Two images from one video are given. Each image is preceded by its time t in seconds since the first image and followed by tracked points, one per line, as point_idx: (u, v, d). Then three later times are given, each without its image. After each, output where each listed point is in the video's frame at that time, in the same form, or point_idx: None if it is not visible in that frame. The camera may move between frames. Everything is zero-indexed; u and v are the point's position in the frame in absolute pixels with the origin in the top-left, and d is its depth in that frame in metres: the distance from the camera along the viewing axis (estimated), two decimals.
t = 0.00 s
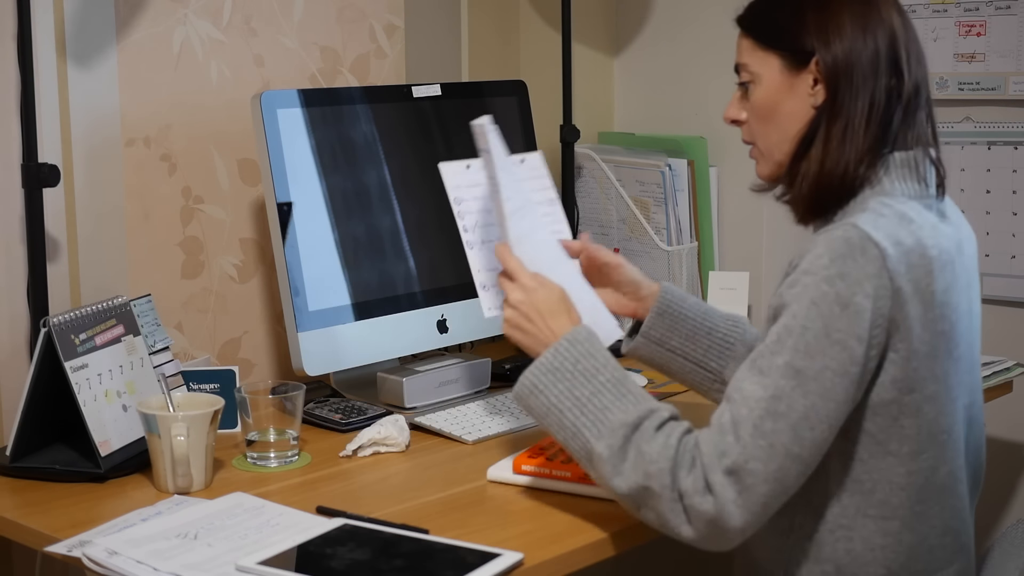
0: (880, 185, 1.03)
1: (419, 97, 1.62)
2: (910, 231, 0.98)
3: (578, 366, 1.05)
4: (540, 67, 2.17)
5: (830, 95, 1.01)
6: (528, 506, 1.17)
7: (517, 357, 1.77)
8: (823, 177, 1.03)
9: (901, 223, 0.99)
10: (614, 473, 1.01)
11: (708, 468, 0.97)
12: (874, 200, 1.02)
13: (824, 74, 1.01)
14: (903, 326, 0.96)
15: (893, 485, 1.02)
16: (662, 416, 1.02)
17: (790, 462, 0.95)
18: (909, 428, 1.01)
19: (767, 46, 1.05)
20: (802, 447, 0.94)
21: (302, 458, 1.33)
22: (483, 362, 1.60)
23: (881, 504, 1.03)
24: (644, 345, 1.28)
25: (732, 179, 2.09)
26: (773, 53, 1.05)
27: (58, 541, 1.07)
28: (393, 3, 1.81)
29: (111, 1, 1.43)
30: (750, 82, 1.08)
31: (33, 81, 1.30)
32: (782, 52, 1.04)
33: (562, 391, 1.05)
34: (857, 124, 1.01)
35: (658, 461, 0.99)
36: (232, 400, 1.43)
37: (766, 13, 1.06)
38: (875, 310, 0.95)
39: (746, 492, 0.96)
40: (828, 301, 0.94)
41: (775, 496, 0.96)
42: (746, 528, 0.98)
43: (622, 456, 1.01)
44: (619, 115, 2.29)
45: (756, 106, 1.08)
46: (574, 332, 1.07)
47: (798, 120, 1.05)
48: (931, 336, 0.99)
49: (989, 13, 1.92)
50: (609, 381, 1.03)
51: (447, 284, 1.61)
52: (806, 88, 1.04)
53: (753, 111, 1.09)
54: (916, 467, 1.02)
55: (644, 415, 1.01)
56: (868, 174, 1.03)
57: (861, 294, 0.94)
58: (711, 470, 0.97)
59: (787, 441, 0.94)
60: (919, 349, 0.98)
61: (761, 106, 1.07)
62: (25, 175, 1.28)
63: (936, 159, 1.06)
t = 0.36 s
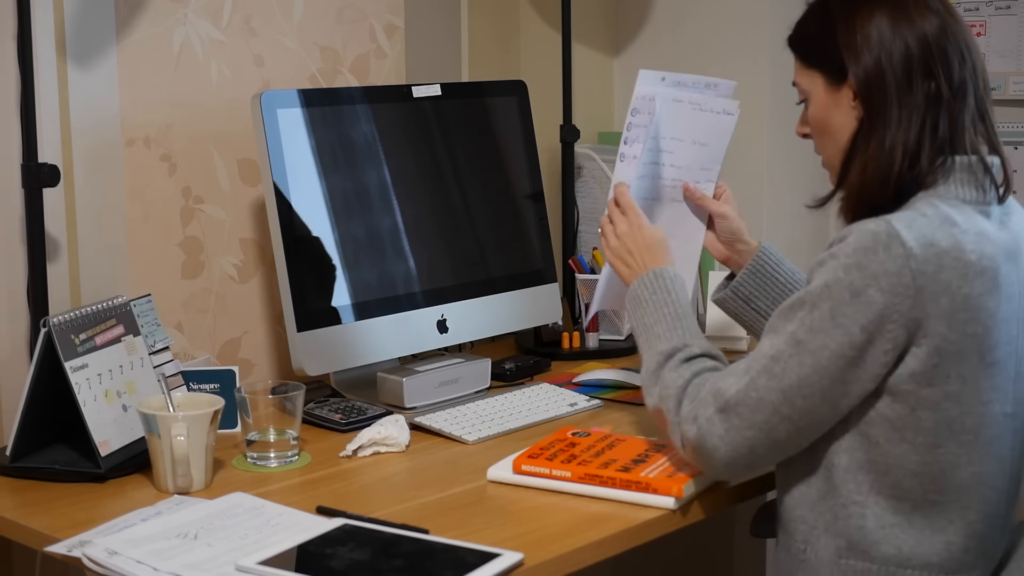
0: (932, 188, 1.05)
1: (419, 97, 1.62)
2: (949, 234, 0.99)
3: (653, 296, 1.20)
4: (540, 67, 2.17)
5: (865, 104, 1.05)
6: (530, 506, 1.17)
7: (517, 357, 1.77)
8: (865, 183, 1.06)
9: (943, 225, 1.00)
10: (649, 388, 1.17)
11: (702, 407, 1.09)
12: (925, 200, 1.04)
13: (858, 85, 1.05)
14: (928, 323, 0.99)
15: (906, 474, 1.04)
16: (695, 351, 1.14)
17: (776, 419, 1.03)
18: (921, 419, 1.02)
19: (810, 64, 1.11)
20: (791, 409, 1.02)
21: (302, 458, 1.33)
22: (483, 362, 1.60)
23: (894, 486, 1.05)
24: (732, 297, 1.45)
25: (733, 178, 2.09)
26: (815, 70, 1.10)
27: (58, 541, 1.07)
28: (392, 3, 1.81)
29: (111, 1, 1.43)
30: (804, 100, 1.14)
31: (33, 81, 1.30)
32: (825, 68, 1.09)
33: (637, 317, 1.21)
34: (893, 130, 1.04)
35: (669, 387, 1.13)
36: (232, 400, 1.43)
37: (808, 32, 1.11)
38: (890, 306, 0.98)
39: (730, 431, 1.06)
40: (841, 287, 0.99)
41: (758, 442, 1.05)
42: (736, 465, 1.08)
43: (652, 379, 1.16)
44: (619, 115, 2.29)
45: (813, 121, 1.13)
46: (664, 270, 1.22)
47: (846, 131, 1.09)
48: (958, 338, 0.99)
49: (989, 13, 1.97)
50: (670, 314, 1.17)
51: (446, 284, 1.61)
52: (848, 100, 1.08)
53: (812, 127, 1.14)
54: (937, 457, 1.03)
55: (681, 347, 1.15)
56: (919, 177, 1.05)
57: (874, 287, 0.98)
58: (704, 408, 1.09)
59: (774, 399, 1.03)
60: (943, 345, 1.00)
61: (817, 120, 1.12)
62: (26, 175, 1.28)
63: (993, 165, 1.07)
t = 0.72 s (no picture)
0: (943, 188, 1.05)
1: (419, 98, 1.62)
2: (960, 226, 1.00)
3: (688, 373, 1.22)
4: (540, 67, 2.17)
5: (880, 109, 1.05)
6: (531, 505, 1.17)
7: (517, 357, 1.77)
8: (875, 184, 1.06)
9: (953, 219, 1.01)
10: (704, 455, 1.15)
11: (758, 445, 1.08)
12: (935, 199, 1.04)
13: (873, 90, 1.05)
14: (951, 310, 0.98)
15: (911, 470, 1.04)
16: (738, 412, 1.15)
17: (835, 439, 1.02)
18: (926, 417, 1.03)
19: (829, 67, 1.11)
20: (846, 426, 1.01)
21: (302, 458, 1.33)
22: (483, 362, 1.60)
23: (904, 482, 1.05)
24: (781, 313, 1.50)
25: (734, 178, 2.09)
26: (835, 73, 1.10)
27: (58, 541, 1.07)
28: (393, 3, 1.81)
29: (111, 2, 1.43)
30: (822, 101, 1.14)
31: (33, 80, 1.30)
32: (842, 70, 1.09)
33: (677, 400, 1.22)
34: (905, 134, 1.04)
35: (725, 443, 1.12)
36: (232, 400, 1.43)
37: (828, 35, 1.11)
38: (913, 299, 0.98)
39: (794, 464, 1.04)
40: (865, 289, 0.99)
41: (826, 470, 1.03)
42: (807, 502, 1.05)
43: (704, 440, 1.16)
44: (619, 114, 2.29)
45: (830, 123, 1.13)
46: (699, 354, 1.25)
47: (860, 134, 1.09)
48: (975, 330, 1.00)
49: (989, 14, 1.97)
50: (708, 387, 1.19)
51: (446, 284, 1.61)
52: (864, 102, 1.08)
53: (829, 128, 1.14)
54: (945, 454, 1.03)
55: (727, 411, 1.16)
56: (929, 179, 1.05)
57: (895, 283, 0.98)
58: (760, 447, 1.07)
59: (829, 420, 1.01)
60: (960, 338, 0.99)
61: (833, 121, 1.12)
62: (25, 174, 1.28)
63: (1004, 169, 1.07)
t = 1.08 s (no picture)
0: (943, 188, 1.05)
1: (419, 97, 1.62)
2: (964, 222, 1.00)
3: (673, 316, 1.17)
4: (540, 67, 2.17)
5: (887, 101, 1.05)
6: (532, 507, 1.17)
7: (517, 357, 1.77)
8: (878, 177, 1.06)
9: (956, 214, 1.01)
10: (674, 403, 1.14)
11: (735, 417, 1.06)
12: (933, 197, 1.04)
13: (881, 81, 1.05)
14: (943, 306, 0.99)
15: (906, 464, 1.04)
16: (719, 369, 1.12)
17: (813, 424, 1.00)
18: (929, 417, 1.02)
19: (835, 53, 1.10)
20: (827, 411, 1.00)
21: (302, 458, 1.33)
22: (483, 362, 1.60)
23: (904, 480, 1.05)
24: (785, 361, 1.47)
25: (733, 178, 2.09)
26: (840, 61, 1.09)
27: (58, 541, 1.07)
28: (393, 3, 1.81)
29: (111, 2, 1.43)
30: (822, 90, 1.13)
31: (33, 81, 1.30)
32: (849, 59, 1.08)
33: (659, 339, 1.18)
34: (913, 127, 1.03)
35: (701, 406, 1.10)
36: (232, 400, 1.43)
37: (834, 23, 1.10)
38: (912, 290, 0.98)
39: (766, 445, 1.03)
40: (866, 275, 0.98)
41: (800, 457, 1.02)
42: (777, 485, 1.05)
43: (679, 392, 1.14)
44: (619, 114, 2.29)
45: (829, 113, 1.12)
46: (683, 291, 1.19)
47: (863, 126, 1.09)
48: (980, 328, 1.00)
49: (989, 13, 1.97)
50: (694, 333, 1.15)
51: (447, 284, 1.61)
52: (869, 93, 1.08)
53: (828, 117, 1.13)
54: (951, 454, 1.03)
55: (709, 363, 1.13)
56: (930, 177, 1.05)
57: (898, 272, 0.98)
58: (738, 419, 1.06)
59: (811, 403, 1.00)
60: (959, 334, 0.99)
61: (831, 110, 1.12)
62: (26, 175, 1.28)
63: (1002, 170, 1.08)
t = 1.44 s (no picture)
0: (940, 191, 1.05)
1: (419, 97, 1.62)
2: (974, 232, 1.01)
3: (695, 416, 1.08)
4: (540, 67, 2.17)
5: (879, 103, 1.03)
6: (532, 507, 1.17)
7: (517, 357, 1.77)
8: (879, 181, 1.05)
9: (966, 224, 1.01)
10: (747, 507, 1.03)
11: (834, 491, 0.98)
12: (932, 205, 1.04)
13: (872, 84, 1.03)
14: (977, 323, 0.98)
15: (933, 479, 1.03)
16: (782, 452, 1.04)
17: (912, 468, 0.97)
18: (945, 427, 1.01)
19: (812, 61, 1.08)
20: (920, 451, 0.97)
21: (302, 458, 1.33)
22: (483, 362, 1.60)
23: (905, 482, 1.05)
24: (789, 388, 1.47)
25: (733, 178, 2.09)
26: (819, 67, 1.08)
27: (58, 541, 1.07)
28: (393, 3, 1.81)
29: (111, 1, 1.43)
30: (801, 98, 1.11)
31: (33, 81, 1.30)
32: (830, 64, 1.07)
33: (690, 444, 1.08)
34: (909, 126, 1.02)
35: (787, 494, 1.01)
36: (232, 400, 1.43)
37: (807, 30, 1.09)
38: (953, 306, 0.97)
39: (878, 508, 0.97)
40: (912, 304, 0.97)
41: (906, 505, 0.98)
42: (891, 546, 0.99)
43: (751, 488, 1.03)
44: (619, 115, 2.29)
45: (809, 120, 1.10)
46: (682, 391, 1.11)
47: (850, 130, 1.07)
48: (992, 334, 1.01)
49: (989, 14, 1.97)
50: (729, 423, 1.07)
51: (447, 284, 1.61)
52: (856, 96, 1.06)
53: (807, 125, 1.11)
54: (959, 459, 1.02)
55: (765, 448, 1.04)
56: (926, 176, 1.04)
57: (940, 293, 0.97)
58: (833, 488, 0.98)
59: (905, 450, 0.96)
60: (981, 347, 0.99)
61: (814, 118, 1.10)
62: (25, 174, 1.28)
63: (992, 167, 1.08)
